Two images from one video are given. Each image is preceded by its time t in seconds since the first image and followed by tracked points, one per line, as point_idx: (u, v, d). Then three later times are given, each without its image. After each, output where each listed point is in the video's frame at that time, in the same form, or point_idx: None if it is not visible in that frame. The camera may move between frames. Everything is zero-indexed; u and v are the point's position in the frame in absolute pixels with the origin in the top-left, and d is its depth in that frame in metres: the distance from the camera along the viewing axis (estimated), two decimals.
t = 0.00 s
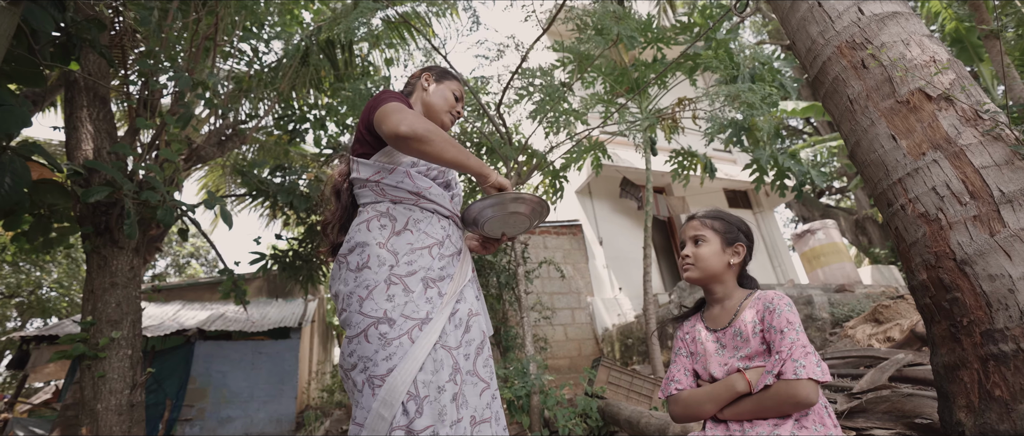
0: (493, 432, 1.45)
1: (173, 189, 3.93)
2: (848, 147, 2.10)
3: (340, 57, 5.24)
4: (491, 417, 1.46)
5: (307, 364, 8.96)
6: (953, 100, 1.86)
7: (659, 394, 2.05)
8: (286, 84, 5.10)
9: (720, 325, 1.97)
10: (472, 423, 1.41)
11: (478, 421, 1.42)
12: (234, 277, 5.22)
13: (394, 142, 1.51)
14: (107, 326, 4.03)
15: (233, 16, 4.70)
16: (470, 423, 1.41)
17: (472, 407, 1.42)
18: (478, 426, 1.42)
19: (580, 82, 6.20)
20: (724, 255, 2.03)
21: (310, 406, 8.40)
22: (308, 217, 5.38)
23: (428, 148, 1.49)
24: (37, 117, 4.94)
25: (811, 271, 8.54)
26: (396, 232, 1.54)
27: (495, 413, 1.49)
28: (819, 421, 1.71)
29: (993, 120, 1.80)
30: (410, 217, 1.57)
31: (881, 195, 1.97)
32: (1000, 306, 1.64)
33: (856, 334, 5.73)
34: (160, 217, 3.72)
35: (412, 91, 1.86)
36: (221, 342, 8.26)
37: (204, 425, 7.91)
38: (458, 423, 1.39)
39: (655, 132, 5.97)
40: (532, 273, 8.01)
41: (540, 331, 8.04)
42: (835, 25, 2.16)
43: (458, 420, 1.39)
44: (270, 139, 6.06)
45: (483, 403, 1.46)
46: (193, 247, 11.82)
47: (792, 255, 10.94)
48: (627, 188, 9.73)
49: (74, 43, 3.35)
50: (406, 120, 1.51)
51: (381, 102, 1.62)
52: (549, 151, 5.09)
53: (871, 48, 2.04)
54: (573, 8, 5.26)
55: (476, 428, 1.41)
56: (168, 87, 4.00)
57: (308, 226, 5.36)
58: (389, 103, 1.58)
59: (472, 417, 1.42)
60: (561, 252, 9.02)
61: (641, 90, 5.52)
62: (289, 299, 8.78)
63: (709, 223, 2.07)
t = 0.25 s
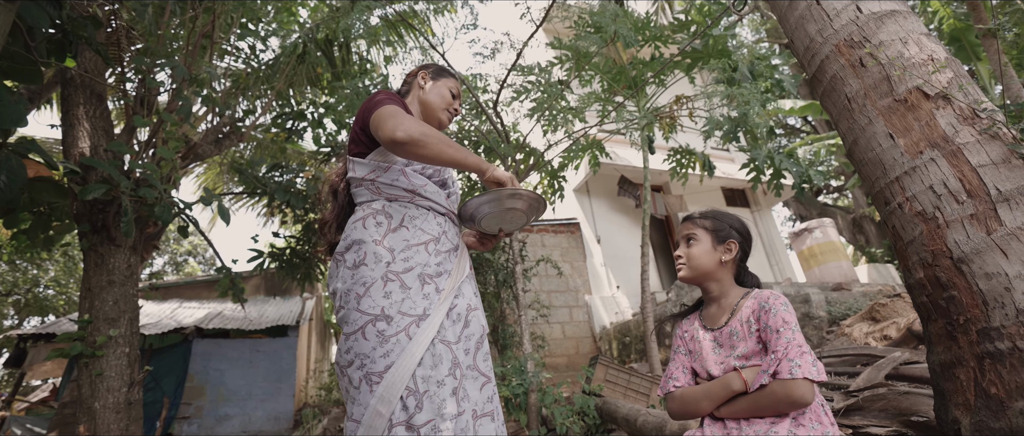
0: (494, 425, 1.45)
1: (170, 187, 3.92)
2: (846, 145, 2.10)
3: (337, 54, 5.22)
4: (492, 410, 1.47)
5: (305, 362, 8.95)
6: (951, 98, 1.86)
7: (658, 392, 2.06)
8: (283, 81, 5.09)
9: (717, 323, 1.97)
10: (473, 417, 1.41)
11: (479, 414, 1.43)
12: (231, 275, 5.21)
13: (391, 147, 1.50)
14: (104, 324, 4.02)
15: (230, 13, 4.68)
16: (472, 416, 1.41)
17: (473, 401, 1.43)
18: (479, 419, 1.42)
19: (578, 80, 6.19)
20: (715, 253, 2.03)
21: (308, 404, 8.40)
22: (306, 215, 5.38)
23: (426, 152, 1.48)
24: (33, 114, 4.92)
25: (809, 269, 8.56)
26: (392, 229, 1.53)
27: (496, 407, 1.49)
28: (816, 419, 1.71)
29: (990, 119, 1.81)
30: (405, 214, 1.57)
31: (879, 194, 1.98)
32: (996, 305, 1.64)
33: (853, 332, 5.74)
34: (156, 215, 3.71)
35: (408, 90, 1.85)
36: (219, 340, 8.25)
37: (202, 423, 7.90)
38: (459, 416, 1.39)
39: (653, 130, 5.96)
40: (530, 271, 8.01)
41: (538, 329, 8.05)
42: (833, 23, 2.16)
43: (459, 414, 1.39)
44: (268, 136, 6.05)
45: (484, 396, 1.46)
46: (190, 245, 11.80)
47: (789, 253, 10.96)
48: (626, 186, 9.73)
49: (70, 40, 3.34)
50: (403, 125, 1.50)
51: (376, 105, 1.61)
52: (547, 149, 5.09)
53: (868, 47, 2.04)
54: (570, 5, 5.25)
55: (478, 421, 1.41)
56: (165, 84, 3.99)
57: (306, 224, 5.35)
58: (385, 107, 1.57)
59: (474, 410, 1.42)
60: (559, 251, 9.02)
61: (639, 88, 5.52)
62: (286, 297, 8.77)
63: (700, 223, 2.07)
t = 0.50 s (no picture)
0: (484, 426, 1.45)
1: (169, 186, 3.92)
2: (845, 144, 2.10)
3: (336, 52, 5.21)
4: (482, 410, 1.46)
5: (303, 360, 8.96)
6: (949, 98, 1.86)
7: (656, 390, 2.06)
8: (282, 79, 5.08)
9: (715, 323, 1.97)
10: (462, 417, 1.40)
11: (468, 414, 1.42)
12: (230, 274, 5.20)
13: (394, 152, 1.49)
14: (103, 323, 4.02)
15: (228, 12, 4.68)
16: (460, 416, 1.40)
17: (462, 401, 1.42)
18: (468, 420, 1.41)
19: (577, 79, 6.19)
20: (713, 252, 2.03)
21: (307, 403, 8.40)
22: (305, 213, 5.38)
23: (430, 156, 1.48)
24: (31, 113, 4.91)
25: (807, 268, 8.57)
26: (388, 225, 1.53)
27: (486, 408, 1.48)
28: (812, 418, 1.70)
29: (989, 118, 1.81)
30: (402, 210, 1.57)
31: (877, 193, 1.98)
32: (994, 303, 1.65)
33: (851, 331, 5.75)
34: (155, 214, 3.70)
35: (409, 86, 1.84)
36: (218, 339, 8.24)
37: (201, 421, 7.90)
38: (445, 416, 1.38)
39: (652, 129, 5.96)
40: (529, 270, 8.01)
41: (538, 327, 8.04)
42: (832, 22, 2.16)
43: (446, 414, 1.38)
44: (266, 135, 6.04)
45: (475, 396, 1.45)
46: (189, 244, 11.79)
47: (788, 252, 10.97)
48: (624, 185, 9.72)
49: (69, 38, 3.33)
50: (405, 130, 1.49)
51: (376, 105, 1.59)
52: (546, 147, 5.09)
53: (867, 46, 2.04)
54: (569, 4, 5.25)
55: (466, 422, 1.40)
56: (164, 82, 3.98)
57: (305, 222, 5.35)
58: (386, 108, 1.56)
59: (463, 410, 1.41)
60: (558, 249, 9.02)
61: (638, 87, 5.52)
62: (285, 295, 8.77)
63: (696, 221, 2.07)
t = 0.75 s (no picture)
0: (476, 426, 1.44)
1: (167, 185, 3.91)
2: (844, 143, 2.10)
3: (335, 51, 5.20)
4: (475, 411, 1.46)
5: (302, 359, 8.96)
6: (948, 97, 1.86)
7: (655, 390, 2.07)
8: (281, 77, 5.08)
9: (714, 323, 1.97)
10: (455, 417, 1.40)
11: (460, 415, 1.42)
12: (229, 273, 5.19)
13: (388, 129, 1.50)
14: (102, 322, 4.01)
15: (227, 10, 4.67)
16: (453, 417, 1.40)
17: (455, 402, 1.42)
18: (460, 420, 1.41)
19: (577, 78, 6.18)
20: (712, 251, 2.02)
21: (306, 402, 8.40)
22: (304, 212, 5.37)
23: (423, 134, 1.48)
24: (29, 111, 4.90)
25: (806, 267, 8.57)
26: (386, 220, 1.53)
27: (479, 408, 1.48)
28: (810, 418, 1.71)
29: (988, 118, 1.81)
30: (401, 205, 1.56)
31: (876, 192, 1.98)
32: (993, 303, 1.65)
33: (850, 330, 5.76)
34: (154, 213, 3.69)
35: (412, 81, 1.85)
36: (217, 338, 8.24)
37: (200, 420, 7.90)
38: (437, 416, 1.38)
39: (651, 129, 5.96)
40: (528, 269, 8.00)
41: (537, 326, 8.04)
42: (832, 21, 2.16)
43: (438, 414, 1.38)
44: (265, 134, 6.03)
45: (468, 397, 1.46)
46: (188, 243, 11.78)
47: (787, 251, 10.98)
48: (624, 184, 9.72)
49: (68, 37, 3.33)
50: (399, 107, 1.50)
51: (376, 90, 1.62)
52: (545, 147, 5.09)
53: (867, 45, 2.04)
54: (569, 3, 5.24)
55: (458, 422, 1.40)
56: (163, 81, 3.98)
57: (304, 221, 5.35)
58: (383, 91, 1.58)
59: (455, 410, 1.41)
60: (557, 248, 9.02)
61: (637, 86, 5.51)
62: (284, 294, 8.77)
63: (696, 221, 2.07)
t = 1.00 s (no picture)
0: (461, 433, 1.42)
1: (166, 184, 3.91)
2: (843, 144, 2.11)
3: (334, 50, 5.20)
4: (461, 418, 1.43)
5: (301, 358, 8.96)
6: (947, 97, 1.87)
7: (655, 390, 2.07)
8: (281, 76, 5.08)
9: (713, 323, 1.97)
10: (439, 424, 1.38)
11: (446, 421, 1.39)
12: (228, 272, 5.19)
13: (406, 128, 1.50)
14: (100, 321, 4.02)
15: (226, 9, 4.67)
16: (437, 423, 1.38)
17: (440, 408, 1.39)
18: (444, 428, 1.38)
19: (576, 78, 6.19)
20: (711, 252, 2.03)
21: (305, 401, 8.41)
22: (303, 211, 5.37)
23: (441, 138, 1.49)
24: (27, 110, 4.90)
25: (805, 267, 8.58)
26: (379, 216, 1.53)
27: (466, 415, 1.46)
28: (809, 418, 1.71)
29: (986, 118, 1.82)
30: (395, 203, 1.57)
31: (875, 192, 1.98)
32: (990, 303, 1.65)
33: (848, 330, 5.77)
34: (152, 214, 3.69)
35: (417, 74, 1.84)
36: (216, 337, 8.23)
37: (199, 419, 7.89)
38: (422, 421, 1.36)
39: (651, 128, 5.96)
40: (527, 268, 8.00)
41: (536, 326, 8.05)
42: (831, 21, 2.16)
43: (422, 420, 1.36)
44: (264, 133, 6.03)
45: (455, 403, 1.43)
46: (187, 242, 11.78)
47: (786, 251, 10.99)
48: (623, 183, 9.72)
49: (66, 35, 3.33)
50: (420, 107, 1.50)
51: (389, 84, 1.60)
52: (545, 146, 5.09)
53: (865, 46, 2.04)
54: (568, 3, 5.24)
55: (442, 430, 1.37)
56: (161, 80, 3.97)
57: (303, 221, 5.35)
58: (399, 87, 1.57)
59: (440, 417, 1.39)
60: (556, 248, 9.04)
61: (636, 85, 5.52)
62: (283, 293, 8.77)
63: (695, 222, 2.07)
